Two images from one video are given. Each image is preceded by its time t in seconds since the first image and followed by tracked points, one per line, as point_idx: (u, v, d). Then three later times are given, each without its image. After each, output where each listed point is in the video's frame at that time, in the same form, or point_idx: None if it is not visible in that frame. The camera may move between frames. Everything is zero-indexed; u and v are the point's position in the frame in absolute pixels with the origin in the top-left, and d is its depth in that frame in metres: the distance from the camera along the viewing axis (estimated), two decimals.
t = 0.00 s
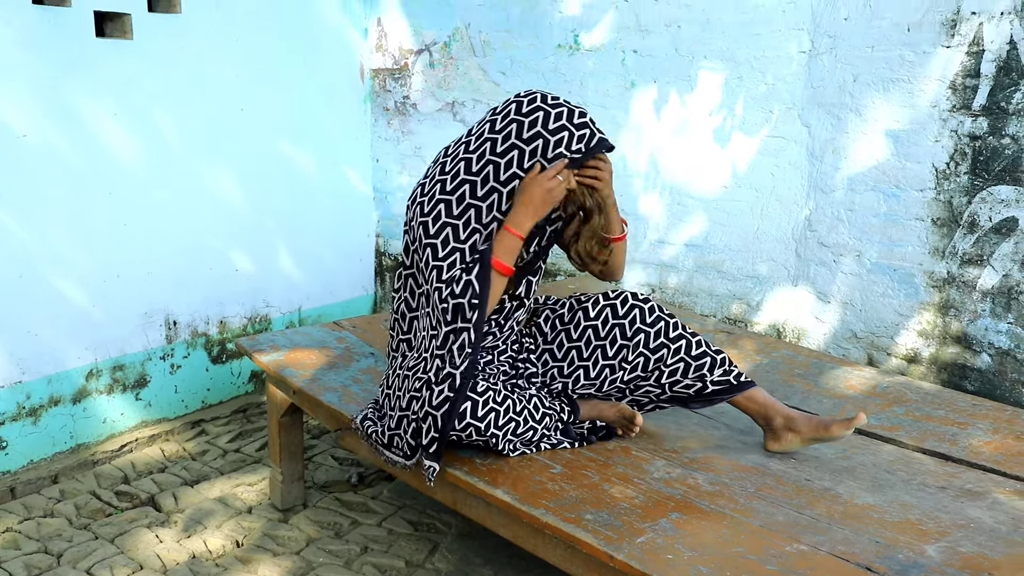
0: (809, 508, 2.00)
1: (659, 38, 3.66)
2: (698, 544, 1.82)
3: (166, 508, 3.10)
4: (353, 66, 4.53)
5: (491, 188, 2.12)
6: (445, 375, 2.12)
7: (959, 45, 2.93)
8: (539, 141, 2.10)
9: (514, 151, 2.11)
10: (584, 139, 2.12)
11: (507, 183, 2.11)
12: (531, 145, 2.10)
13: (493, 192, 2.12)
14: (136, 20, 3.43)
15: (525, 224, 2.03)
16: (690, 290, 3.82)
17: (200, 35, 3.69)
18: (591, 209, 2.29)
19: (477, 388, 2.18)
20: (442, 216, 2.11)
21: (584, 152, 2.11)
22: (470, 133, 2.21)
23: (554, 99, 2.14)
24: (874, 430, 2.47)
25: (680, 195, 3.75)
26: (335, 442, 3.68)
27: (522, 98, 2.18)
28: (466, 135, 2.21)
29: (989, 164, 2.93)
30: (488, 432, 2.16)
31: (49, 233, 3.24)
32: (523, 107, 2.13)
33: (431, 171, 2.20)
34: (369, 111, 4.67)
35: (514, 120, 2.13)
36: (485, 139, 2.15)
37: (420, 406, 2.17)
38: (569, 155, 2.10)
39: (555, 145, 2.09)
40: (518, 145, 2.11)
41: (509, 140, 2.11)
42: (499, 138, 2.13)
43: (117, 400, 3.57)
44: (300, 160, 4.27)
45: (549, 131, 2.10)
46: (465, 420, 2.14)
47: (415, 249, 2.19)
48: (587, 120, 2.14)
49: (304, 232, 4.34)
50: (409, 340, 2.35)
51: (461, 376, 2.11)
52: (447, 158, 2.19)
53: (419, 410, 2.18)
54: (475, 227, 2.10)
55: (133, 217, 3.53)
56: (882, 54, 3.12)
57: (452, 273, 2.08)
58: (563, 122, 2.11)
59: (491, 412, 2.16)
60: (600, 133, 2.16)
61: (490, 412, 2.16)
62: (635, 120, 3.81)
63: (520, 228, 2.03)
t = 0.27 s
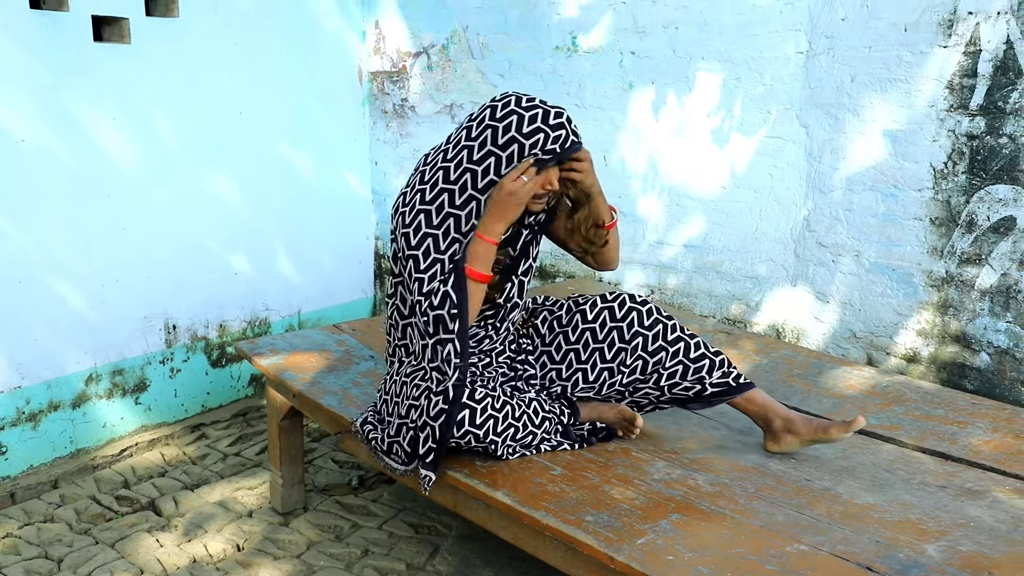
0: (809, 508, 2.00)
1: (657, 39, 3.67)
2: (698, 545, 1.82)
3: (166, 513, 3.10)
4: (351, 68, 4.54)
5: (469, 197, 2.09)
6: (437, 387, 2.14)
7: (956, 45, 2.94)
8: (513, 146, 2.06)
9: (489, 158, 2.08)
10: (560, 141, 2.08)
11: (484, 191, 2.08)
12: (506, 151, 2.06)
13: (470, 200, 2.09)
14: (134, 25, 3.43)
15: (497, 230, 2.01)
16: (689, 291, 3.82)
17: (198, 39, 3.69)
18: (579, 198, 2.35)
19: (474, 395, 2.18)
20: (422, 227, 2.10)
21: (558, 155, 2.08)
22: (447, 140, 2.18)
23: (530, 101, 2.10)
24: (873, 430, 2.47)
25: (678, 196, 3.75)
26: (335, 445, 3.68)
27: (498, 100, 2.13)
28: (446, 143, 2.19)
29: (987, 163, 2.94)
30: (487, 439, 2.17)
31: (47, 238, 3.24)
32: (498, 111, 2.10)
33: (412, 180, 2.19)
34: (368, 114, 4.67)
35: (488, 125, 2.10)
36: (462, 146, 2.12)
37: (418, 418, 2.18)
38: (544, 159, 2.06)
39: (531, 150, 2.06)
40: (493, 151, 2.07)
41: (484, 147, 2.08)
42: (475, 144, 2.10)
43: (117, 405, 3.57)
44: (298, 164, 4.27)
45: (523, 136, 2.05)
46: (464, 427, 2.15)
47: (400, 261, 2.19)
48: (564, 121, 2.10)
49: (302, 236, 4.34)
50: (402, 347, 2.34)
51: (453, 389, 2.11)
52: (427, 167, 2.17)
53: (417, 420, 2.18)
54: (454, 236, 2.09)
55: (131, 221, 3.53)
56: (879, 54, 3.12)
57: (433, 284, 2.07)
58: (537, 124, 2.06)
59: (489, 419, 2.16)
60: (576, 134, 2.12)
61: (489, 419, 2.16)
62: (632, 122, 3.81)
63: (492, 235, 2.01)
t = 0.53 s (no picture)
0: (808, 510, 2.00)
1: (657, 41, 3.67)
2: (697, 546, 1.82)
3: (165, 512, 3.10)
4: (351, 69, 4.54)
5: (448, 201, 2.09)
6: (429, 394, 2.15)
7: (957, 48, 2.94)
8: (490, 149, 2.06)
9: (467, 162, 2.08)
10: (537, 141, 2.07)
11: (464, 195, 2.09)
12: (482, 154, 2.06)
13: (450, 205, 2.09)
14: (134, 24, 3.43)
15: (480, 245, 2.04)
16: (688, 292, 3.82)
17: (199, 39, 3.69)
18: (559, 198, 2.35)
19: (473, 400, 2.18)
20: (405, 234, 2.12)
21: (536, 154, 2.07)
22: (427, 144, 2.18)
23: (505, 101, 2.08)
24: (872, 432, 2.47)
25: (678, 198, 3.75)
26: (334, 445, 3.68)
27: (474, 101, 2.11)
28: (425, 147, 2.19)
29: (987, 166, 2.94)
30: (486, 444, 2.17)
31: (47, 237, 3.24)
32: (473, 113, 2.09)
33: (394, 185, 2.20)
34: (368, 114, 4.67)
35: (464, 128, 2.09)
36: (440, 150, 2.13)
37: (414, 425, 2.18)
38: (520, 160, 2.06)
39: (507, 151, 2.05)
40: (471, 155, 2.07)
41: (461, 150, 2.08)
42: (453, 148, 2.10)
43: (116, 404, 3.57)
44: (299, 163, 4.27)
45: (499, 138, 2.05)
46: (463, 433, 2.15)
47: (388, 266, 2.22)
48: (540, 120, 2.08)
49: (302, 236, 4.34)
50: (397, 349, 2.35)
51: (449, 399, 2.12)
52: (408, 172, 2.18)
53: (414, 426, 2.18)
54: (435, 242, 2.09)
55: (131, 221, 3.53)
56: (880, 57, 3.12)
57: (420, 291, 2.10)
58: (511, 125, 2.05)
59: (488, 424, 2.16)
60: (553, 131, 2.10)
61: (488, 424, 2.16)
62: (633, 123, 3.81)
63: (475, 251, 2.04)
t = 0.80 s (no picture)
0: (808, 512, 2.00)
1: (656, 43, 3.68)
2: (696, 548, 1.82)
3: (164, 515, 3.09)
4: (351, 71, 4.54)
5: (427, 198, 2.10)
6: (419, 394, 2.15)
7: (956, 50, 2.94)
8: (466, 145, 2.06)
9: (444, 158, 2.08)
10: (514, 136, 2.06)
11: (442, 193, 2.09)
12: (459, 150, 2.07)
13: (429, 202, 2.10)
14: (134, 27, 3.44)
15: (464, 253, 2.06)
16: (687, 294, 3.82)
17: (199, 42, 3.70)
18: (543, 196, 2.30)
19: (472, 404, 2.18)
20: (388, 233, 2.13)
21: (515, 149, 2.05)
22: (406, 143, 2.18)
23: (481, 97, 2.09)
24: (872, 434, 2.47)
25: (677, 200, 3.76)
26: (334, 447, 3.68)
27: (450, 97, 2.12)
28: (405, 145, 2.20)
29: (986, 168, 2.94)
30: (486, 447, 2.17)
31: (46, 240, 3.24)
32: (449, 110, 2.10)
33: (377, 185, 2.22)
34: (368, 116, 4.67)
35: (440, 125, 2.10)
36: (418, 148, 2.14)
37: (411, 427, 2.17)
38: (497, 155, 2.05)
39: (483, 146, 2.05)
40: (447, 151, 2.08)
41: (438, 148, 2.09)
42: (430, 146, 2.11)
43: (116, 406, 3.57)
44: (298, 165, 4.27)
45: (474, 133, 2.05)
46: (462, 436, 2.15)
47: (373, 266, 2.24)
48: (517, 114, 2.08)
49: (301, 238, 4.34)
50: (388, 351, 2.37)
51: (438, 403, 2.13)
52: (388, 171, 2.20)
53: (410, 429, 2.17)
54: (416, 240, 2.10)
55: (130, 223, 3.53)
56: (878, 59, 3.13)
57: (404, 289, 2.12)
58: (487, 121, 2.05)
59: (487, 426, 2.16)
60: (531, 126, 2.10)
61: (487, 426, 2.16)
62: (632, 125, 3.82)
63: (459, 259, 2.06)
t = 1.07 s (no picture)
0: (807, 514, 2.00)
1: (655, 45, 3.68)
2: (695, 550, 1.82)
3: (163, 517, 3.09)
4: (351, 73, 4.55)
5: (412, 195, 2.20)
6: (410, 387, 2.18)
7: (954, 52, 2.95)
8: (448, 141, 2.15)
9: (427, 155, 2.18)
10: (497, 131, 2.12)
11: (425, 188, 2.18)
12: (441, 146, 2.16)
13: (414, 199, 2.19)
14: (134, 29, 3.44)
15: (456, 282, 2.12)
16: (687, 296, 3.82)
17: (198, 44, 3.70)
18: (529, 198, 2.29)
19: (471, 401, 2.17)
20: (373, 231, 2.25)
21: (497, 143, 2.12)
22: (390, 146, 2.29)
23: (464, 95, 2.17)
24: (871, 436, 2.47)
25: (676, 202, 3.76)
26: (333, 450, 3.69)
27: (434, 96, 2.21)
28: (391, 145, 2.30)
29: (985, 170, 2.95)
30: (485, 445, 2.16)
31: (45, 242, 3.24)
32: (432, 108, 2.19)
33: (365, 187, 2.33)
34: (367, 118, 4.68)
35: (425, 123, 2.19)
36: (403, 148, 2.23)
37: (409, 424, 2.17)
38: (479, 149, 2.12)
39: (465, 141, 2.13)
40: (430, 147, 2.17)
41: (421, 145, 2.18)
42: (414, 144, 2.20)
43: (115, 408, 3.57)
44: (298, 167, 4.28)
45: (456, 129, 2.13)
46: (462, 434, 2.15)
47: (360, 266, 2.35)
48: (499, 110, 2.14)
49: (301, 240, 4.35)
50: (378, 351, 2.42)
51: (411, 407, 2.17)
52: (375, 172, 2.30)
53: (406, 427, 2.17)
54: (400, 237, 2.20)
55: (130, 225, 3.53)
56: (877, 61, 3.13)
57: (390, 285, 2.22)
58: (469, 117, 2.13)
59: (487, 425, 2.16)
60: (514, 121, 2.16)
61: (486, 425, 2.15)
62: (631, 127, 3.82)
63: (451, 286, 2.13)
